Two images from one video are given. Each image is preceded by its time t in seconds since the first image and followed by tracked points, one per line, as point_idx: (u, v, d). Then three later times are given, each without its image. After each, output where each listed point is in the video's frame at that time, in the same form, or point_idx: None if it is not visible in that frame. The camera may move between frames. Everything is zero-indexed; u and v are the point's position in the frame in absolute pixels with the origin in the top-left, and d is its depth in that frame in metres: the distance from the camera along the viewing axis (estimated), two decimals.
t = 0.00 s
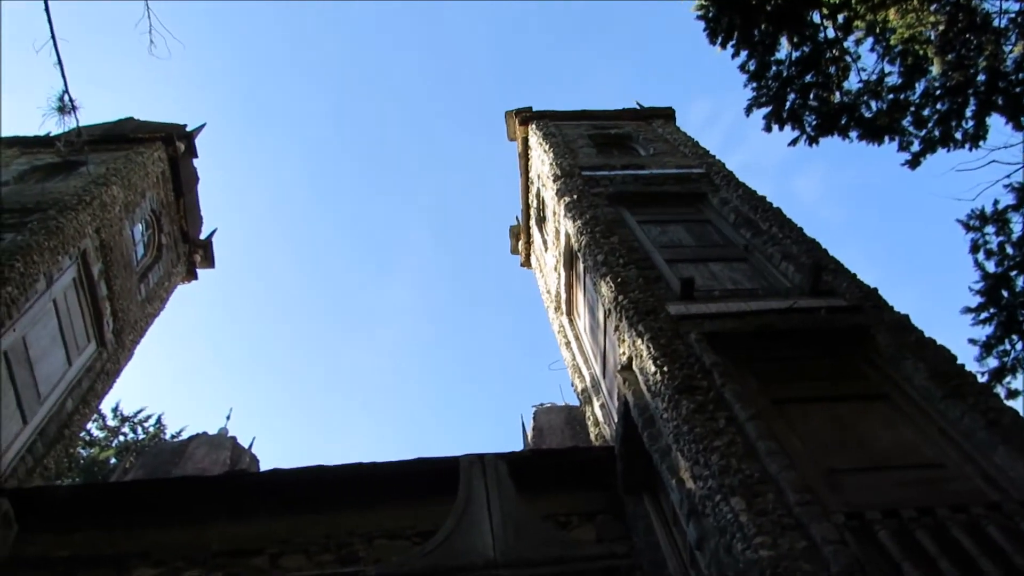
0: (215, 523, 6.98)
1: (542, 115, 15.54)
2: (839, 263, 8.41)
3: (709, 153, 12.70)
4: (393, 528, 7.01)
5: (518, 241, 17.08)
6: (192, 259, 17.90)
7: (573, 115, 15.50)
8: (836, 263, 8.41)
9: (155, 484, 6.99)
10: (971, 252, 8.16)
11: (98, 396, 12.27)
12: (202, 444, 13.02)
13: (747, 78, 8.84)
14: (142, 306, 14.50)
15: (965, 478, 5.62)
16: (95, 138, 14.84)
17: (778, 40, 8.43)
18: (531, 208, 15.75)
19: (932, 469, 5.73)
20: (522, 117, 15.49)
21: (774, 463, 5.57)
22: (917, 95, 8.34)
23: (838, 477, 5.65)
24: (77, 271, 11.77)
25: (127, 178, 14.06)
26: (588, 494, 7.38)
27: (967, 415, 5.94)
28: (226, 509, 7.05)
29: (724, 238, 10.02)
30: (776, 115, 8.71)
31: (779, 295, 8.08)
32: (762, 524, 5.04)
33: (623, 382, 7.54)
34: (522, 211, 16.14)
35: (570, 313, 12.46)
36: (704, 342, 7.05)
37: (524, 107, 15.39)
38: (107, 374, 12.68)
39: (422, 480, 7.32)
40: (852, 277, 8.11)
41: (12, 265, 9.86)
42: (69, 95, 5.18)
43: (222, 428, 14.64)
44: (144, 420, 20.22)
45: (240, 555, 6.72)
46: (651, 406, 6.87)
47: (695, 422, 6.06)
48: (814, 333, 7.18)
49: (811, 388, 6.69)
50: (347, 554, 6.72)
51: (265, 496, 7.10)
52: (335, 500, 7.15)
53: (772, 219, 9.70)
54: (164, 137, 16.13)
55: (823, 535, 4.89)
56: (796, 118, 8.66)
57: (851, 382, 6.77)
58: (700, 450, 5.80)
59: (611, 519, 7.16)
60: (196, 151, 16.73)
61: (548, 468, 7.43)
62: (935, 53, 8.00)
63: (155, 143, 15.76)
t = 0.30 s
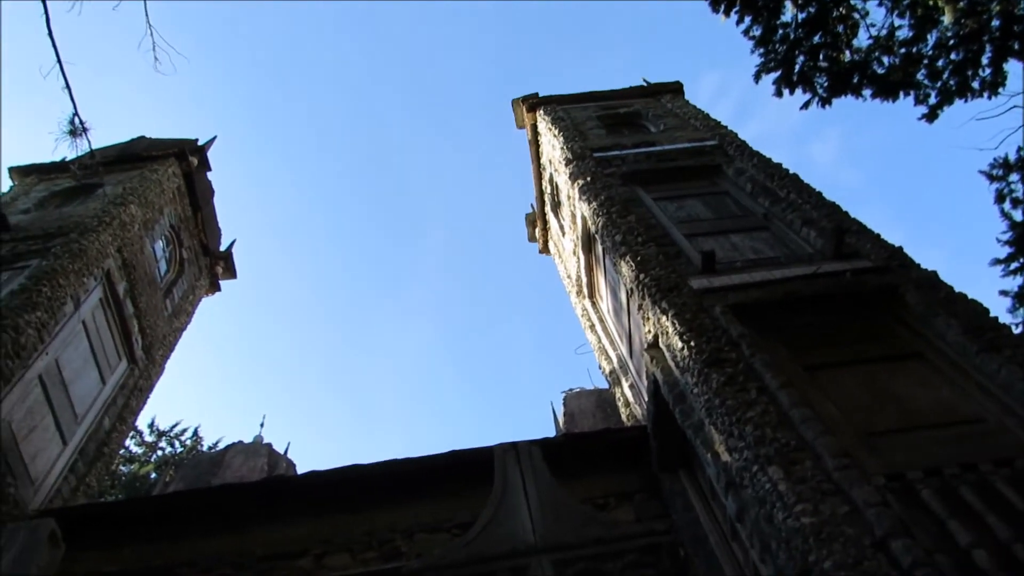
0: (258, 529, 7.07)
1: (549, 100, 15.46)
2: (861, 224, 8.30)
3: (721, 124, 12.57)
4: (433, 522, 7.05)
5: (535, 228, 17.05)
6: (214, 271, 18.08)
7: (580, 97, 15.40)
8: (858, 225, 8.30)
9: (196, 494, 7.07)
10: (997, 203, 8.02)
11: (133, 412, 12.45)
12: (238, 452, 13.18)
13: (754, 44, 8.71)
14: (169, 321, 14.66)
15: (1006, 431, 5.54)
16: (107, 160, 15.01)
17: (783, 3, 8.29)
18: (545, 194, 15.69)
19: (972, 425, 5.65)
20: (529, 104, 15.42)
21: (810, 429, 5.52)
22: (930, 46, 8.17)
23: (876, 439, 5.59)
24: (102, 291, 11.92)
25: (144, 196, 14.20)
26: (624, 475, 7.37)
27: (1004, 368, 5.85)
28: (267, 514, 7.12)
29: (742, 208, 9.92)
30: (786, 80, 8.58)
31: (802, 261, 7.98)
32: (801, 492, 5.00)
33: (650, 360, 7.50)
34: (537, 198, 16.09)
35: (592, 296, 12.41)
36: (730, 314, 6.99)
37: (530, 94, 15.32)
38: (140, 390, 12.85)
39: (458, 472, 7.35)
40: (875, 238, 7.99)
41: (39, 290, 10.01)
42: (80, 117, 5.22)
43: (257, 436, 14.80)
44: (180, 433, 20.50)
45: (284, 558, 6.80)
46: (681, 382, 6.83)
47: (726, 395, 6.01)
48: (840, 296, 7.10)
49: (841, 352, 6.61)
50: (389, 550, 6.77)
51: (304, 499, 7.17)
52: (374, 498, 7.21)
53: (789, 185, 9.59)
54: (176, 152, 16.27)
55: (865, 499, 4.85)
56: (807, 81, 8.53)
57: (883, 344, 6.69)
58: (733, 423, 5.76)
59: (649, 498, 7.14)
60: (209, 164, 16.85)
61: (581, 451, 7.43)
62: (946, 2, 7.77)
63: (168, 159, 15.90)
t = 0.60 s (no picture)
0: (294, 526, 7.14)
1: (553, 81, 15.36)
2: (878, 184, 8.18)
3: (729, 93, 12.42)
4: (466, 509, 7.08)
5: (548, 211, 17.00)
6: (233, 276, 18.22)
7: (584, 76, 15.29)
8: (875, 185, 8.19)
9: (231, 495, 7.16)
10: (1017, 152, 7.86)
11: (163, 420, 12.59)
12: (270, 453, 13.31)
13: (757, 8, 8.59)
14: (192, 328, 14.80)
15: None
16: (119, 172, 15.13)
17: None
18: (556, 176, 15.63)
19: (1003, 378, 5.57)
20: (534, 86, 15.34)
21: (838, 393, 5.47)
22: None
23: (906, 399, 5.54)
24: (124, 302, 12.04)
25: (158, 205, 14.31)
26: (652, 452, 7.37)
27: None
28: (302, 511, 7.20)
29: (755, 176, 9.82)
30: (792, 42, 8.46)
31: (819, 225, 7.89)
32: (833, 456, 4.97)
33: (672, 335, 7.47)
34: (547, 180, 16.04)
35: (610, 275, 12.37)
36: (749, 283, 6.94)
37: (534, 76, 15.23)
38: (169, 397, 12.99)
39: (487, 458, 7.38)
40: (893, 197, 7.88)
41: (62, 305, 10.13)
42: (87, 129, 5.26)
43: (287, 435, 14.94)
44: (210, 438, 20.75)
45: (321, 553, 6.86)
46: (704, 355, 6.80)
47: (751, 364, 5.98)
48: (860, 258, 7.02)
49: (865, 314, 6.55)
50: (424, 539, 6.82)
51: (337, 494, 7.23)
52: (406, 489, 7.27)
53: (802, 150, 9.47)
54: (187, 160, 16.36)
55: (898, 459, 4.80)
56: (814, 41, 8.40)
57: (907, 303, 6.61)
58: (760, 391, 5.73)
59: (679, 472, 7.14)
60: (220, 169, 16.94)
61: (608, 431, 7.44)
62: None
63: (179, 167, 16.00)
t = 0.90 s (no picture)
0: (328, 514, 7.23)
1: (559, 57, 15.23)
2: (895, 140, 8.05)
3: (737, 57, 12.24)
4: (496, 489, 7.11)
5: (560, 188, 16.93)
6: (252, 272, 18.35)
7: (589, 50, 15.13)
8: (892, 141, 8.06)
9: (264, 487, 7.26)
10: None
11: (193, 417, 12.75)
12: (300, 444, 13.44)
13: None
14: (214, 325, 14.93)
15: None
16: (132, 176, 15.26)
17: None
18: (566, 153, 15.54)
19: None
20: (539, 63, 15.21)
21: (864, 352, 5.42)
22: None
23: (934, 355, 5.48)
24: (147, 304, 12.17)
25: (173, 206, 14.41)
26: (679, 424, 7.36)
27: None
28: (335, 500, 7.29)
29: (768, 139, 9.70)
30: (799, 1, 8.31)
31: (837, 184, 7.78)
32: (862, 416, 4.93)
33: (693, 304, 7.42)
34: (558, 157, 15.95)
35: (626, 249, 12.30)
36: (768, 248, 6.86)
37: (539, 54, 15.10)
38: (197, 395, 13.14)
39: (514, 437, 7.41)
40: (911, 151, 7.75)
41: (86, 309, 10.26)
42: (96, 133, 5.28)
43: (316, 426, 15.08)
44: (240, 433, 21.01)
45: (355, 540, 6.93)
46: (726, 322, 6.75)
47: (774, 328, 5.93)
48: (881, 216, 6.93)
49: (887, 272, 6.47)
50: (456, 520, 6.87)
51: (368, 481, 7.31)
52: (435, 473, 7.32)
53: (815, 110, 9.32)
54: (198, 159, 16.45)
55: (929, 415, 4.75)
56: None
57: (930, 258, 6.52)
58: (785, 356, 5.69)
59: (707, 441, 7.12)
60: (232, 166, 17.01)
61: (634, 404, 7.44)
62: None
63: (191, 167, 16.09)
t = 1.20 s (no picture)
0: (358, 498, 7.30)
1: (565, 31, 15.06)
2: (913, 96, 7.89)
3: (748, 20, 12.04)
4: (522, 466, 7.14)
5: (573, 164, 16.83)
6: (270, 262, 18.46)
7: (596, 22, 14.95)
8: (909, 98, 7.91)
9: (293, 473, 7.35)
10: None
11: (220, 408, 12.88)
12: (326, 431, 13.56)
13: None
14: (236, 317, 15.05)
15: None
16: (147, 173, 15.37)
17: None
18: (578, 128, 15.42)
19: None
20: (546, 39, 15.06)
21: (888, 313, 5.36)
22: None
23: (960, 313, 5.41)
24: (169, 298, 12.29)
25: (188, 200, 14.50)
26: (703, 394, 7.34)
27: None
28: (364, 484, 7.36)
29: (782, 103, 9.55)
30: None
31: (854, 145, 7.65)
32: (889, 377, 4.89)
33: (712, 273, 7.36)
34: (570, 133, 15.84)
35: (642, 221, 12.22)
36: (786, 212, 6.78)
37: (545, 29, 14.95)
38: (223, 386, 13.27)
39: (538, 415, 7.42)
40: (930, 107, 7.61)
41: (110, 306, 10.38)
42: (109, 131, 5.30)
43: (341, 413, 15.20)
44: (268, 423, 21.24)
45: (386, 522, 7.00)
46: (747, 290, 6.69)
47: (795, 293, 5.87)
48: (900, 174, 6.82)
49: (909, 231, 6.38)
50: (484, 498, 6.91)
51: (395, 463, 7.37)
52: (461, 452, 7.37)
53: (830, 70, 9.16)
54: (211, 153, 16.52)
55: (957, 373, 4.70)
56: None
57: (953, 215, 6.41)
58: (807, 320, 5.64)
59: (731, 410, 7.10)
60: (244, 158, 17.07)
61: (656, 376, 7.43)
62: None
63: (204, 161, 16.16)
